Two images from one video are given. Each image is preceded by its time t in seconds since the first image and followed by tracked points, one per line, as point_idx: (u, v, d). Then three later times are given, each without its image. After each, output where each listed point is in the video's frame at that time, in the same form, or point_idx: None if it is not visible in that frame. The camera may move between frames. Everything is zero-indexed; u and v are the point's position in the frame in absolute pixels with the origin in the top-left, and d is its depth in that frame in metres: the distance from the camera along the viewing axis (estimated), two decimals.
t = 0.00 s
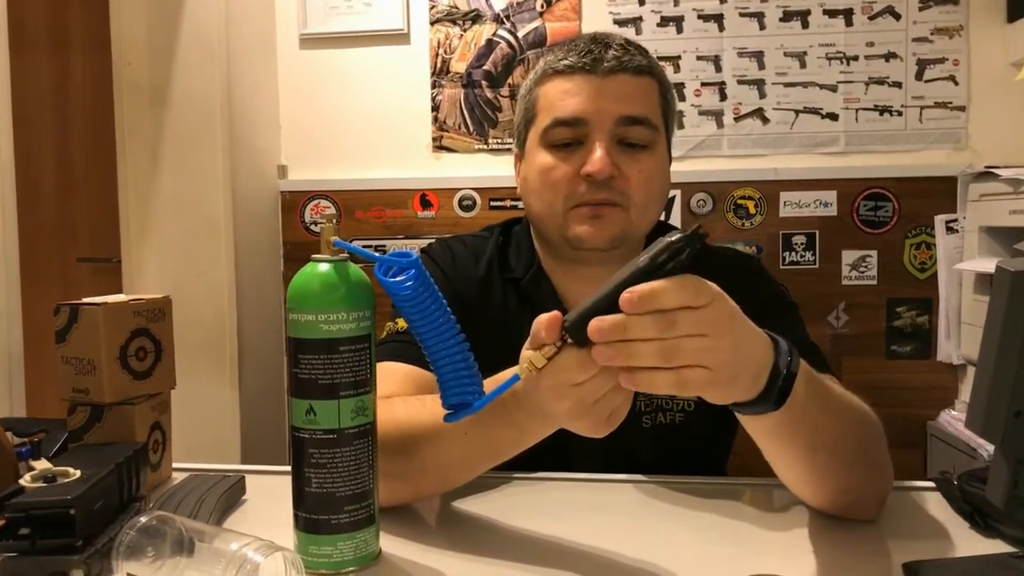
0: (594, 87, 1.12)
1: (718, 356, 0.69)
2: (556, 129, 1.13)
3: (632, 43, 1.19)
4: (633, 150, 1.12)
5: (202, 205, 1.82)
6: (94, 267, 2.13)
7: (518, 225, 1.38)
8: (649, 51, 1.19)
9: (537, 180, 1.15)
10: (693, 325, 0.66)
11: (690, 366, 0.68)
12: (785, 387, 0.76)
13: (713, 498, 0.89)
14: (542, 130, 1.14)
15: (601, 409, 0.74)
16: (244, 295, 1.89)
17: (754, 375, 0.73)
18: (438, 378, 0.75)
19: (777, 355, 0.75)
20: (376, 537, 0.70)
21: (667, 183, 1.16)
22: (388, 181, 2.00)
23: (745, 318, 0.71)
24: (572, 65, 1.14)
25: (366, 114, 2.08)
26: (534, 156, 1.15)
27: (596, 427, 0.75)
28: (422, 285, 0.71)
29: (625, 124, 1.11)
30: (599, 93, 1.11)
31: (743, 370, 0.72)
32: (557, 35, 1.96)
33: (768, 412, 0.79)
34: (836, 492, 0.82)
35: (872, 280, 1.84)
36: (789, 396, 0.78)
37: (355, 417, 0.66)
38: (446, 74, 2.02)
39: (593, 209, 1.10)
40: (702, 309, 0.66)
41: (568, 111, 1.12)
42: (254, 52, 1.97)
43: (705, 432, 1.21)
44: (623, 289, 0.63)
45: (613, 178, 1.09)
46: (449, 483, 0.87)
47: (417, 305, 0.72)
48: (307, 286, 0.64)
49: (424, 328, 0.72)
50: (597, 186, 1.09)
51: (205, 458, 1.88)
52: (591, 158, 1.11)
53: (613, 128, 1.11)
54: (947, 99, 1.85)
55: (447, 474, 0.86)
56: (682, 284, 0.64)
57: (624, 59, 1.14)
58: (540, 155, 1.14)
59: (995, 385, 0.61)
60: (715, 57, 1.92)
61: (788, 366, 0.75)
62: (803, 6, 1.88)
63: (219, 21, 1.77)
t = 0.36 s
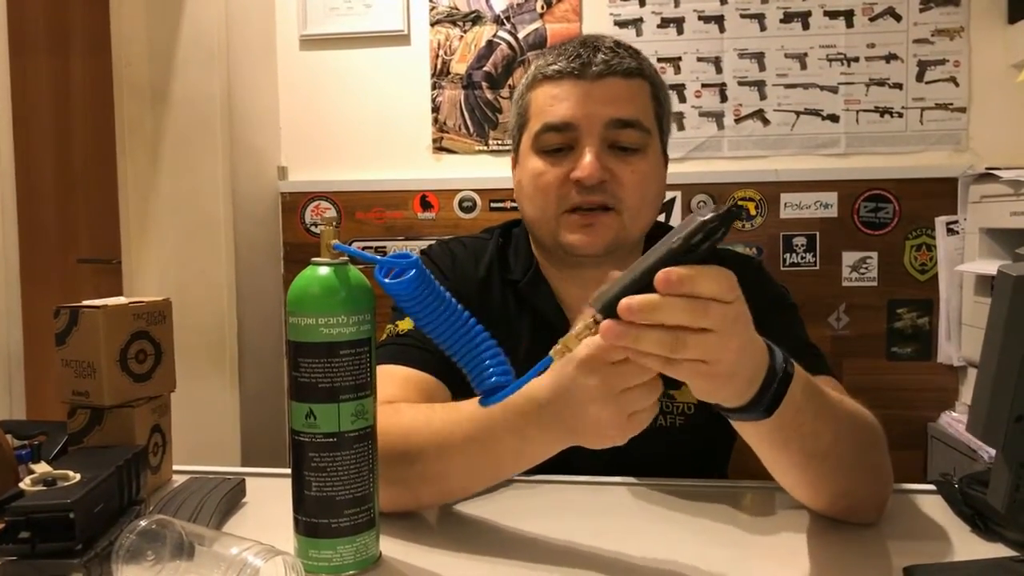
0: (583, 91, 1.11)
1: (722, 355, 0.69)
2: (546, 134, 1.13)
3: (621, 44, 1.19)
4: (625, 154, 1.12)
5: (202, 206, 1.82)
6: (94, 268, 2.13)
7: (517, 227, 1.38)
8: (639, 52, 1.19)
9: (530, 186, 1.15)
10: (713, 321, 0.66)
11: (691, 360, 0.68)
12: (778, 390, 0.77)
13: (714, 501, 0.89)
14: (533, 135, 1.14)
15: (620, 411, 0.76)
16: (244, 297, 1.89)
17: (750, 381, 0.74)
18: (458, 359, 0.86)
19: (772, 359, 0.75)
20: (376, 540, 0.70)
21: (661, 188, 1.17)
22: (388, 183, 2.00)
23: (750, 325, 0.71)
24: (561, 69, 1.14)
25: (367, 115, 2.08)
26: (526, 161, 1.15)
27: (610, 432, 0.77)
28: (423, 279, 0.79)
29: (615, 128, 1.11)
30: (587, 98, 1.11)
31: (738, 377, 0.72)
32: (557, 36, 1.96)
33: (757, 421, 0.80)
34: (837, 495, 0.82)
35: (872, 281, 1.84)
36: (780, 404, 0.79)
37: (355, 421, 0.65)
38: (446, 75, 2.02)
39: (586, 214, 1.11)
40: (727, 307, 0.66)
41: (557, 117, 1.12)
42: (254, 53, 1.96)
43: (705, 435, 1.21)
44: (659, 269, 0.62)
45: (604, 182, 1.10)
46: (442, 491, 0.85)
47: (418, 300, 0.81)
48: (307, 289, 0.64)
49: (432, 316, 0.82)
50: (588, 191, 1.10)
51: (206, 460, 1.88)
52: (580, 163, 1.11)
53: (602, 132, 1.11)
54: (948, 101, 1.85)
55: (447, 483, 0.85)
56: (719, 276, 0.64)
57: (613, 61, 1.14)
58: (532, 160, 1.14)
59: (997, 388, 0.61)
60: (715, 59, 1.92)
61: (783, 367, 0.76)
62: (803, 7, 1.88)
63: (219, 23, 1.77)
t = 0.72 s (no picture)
0: (587, 96, 1.12)
1: (741, 348, 0.69)
2: (550, 139, 1.13)
3: (625, 48, 1.18)
4: (629, 158, 1.12)
5: (204, 205, 1.82)
6: (96, 268, 2.13)
7: (519, 228, 1.38)
8: (643, 55, 1.19)
9: (533, 189, 1.16)
10: (739, 310, 0.66)
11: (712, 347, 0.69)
12: (787, 385, 0.76)
13: (716, 501, 0.89)
14: (536, 139, 1.15)
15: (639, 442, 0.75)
16: (246, 296, 1.89)
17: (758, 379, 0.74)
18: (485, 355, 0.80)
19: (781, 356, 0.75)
20: (379, 539, 0.70)
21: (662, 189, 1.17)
22: (389, 183, 2.00)
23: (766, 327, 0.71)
24: (565, 73, 1.14)
25: (368, 115, 2.08)
26: (529, 164, 1.16)
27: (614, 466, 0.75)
28: (428, 277, 0.74)
29: (619, 133, 1.12)
30: (592, 103, 1.11)
31: (746, 375, 0.72)
32: (558, 36, 1.96)
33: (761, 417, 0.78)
34: (838, 494, 0.82)
35: (873, 281, 1.84)
36: (787, 401, 0.78)
37: (358, 421, 0.66)
38: (447, 75, 2.02)
39: (590, 217, 1.11)
40: (754, 297, 0.67)
41: (562, 121, 1.12)
42: (256, 53, 1.97)
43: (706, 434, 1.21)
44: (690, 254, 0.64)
45: (608, 188, 1.10)
46: (441, 491, 0.85)
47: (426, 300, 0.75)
48: (310, 289, 0.64)
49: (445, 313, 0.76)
50: (592, 197, 1.11)
51: (207, 459, 1.88)
52: (585, 168, 1.12)
53: (607, 137, 1.12)
54: (949, 101, 1.85)
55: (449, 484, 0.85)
56: (749, 264, 0.65)
57: (617, 66, 1.14)
58: (535, 164, 1.15)
59: (999, 387, 0.61)
60: (716, 59, 1.92)
61: (792, 363, 0.75)
62: (805, 8, 1.88)
63: (221, 23, 1.77)
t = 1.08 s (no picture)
0: (606, 110, 1.11)
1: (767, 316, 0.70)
2: (566, 149, 1.13)
3: (647, 59, 1.17)
4: (643, 173, 1.12)
5: (205, 206, 1.82)
6: (96, 269, 2.14)
7: (519, 229, 1.38)
8: (663, 67, 1.17)
9: (545, 196, 1.16)
10: (769, 277, 0.67)
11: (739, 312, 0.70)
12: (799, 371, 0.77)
13: (715, 503, 0.90)
14: (551, 147, 1.15)
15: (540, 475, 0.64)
16: (246, 298, 1.89)
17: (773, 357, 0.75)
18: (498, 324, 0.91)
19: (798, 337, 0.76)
20: (378, 542, 0.71)
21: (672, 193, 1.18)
22: (389, 184, 2.01)
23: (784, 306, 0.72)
24: (584, 83, 1.13)
25: (367, 117, 2.08)
26: (543, 170, 1.16)
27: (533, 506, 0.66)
28: (425, 277, 0.81)
29: (636, 148, 1.11)
30: (611, 117, 1.10)
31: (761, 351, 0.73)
32: (558, 38, 1.96)
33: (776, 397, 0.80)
34: (839, 497, 0.83)
35: (872, 283, 1.84)
36: (800, 382, 0.79)
37: (357, 424, 0.66)
38: (446, 77, 2.03)
39: (603, 231, 1.13)
40: (786, 265, 0.68)
41: (579, 132, 1.12)
42: (256, 55, 1.97)
43: (706, 435, 1.21)
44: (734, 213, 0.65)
45: (623, 204, 1.11)
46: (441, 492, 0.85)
47: (429, 293, 0.82)
48: (311, 293, 0.64)
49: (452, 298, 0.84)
50: (607, 210, 1.11)
51: (208, 460, 1.89)
52: (602, 180, 1.12)
53: (624, 150, 1.11)
54: (948, 103, 1.85)
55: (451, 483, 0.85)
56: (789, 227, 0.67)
57: (638, 80, 1.12)
58: (549, 171, 1.15)
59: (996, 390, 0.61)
60: (716, 61, 1.92)
61: (807, 347, 0.76)
62: (804, 10, 1.88)
63: (221, 25, 1.78)
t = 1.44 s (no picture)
0: (611, 116, 1.11)
1: (743, 340, 0.70)
2: (569, 153, 1.14)
3: (652, 67, 1.17)
4: (646, 178, 1.12)
5: (205, 208, 1.83)
6: (97, 270, 2.14)
7: (519, 232, 1.39)
8: (667, 74, 1.17)
9: (547, 200, 1.17)
10: (732, 302, 0.67)
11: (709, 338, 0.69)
12: (786, 388, 0.78)
13: (713, 505, 0.90)
14: (555, 151, 1.15)
15: (574, 394, 0.72)
16: (246, 299, 1.90)
17: (761, 377, 0.75)
18: (494, 325, 0.92)
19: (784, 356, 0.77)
20: (377, 544, 0.71)
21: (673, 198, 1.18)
22: (389, 186, 2.01)
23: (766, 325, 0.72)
24: (589, 89, 1.13)
25: (367, 118, 2.09)
26: (546, 174, 1.16)
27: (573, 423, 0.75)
28: (424, 282, 0.81)
29: (640, 154, 1.12)
30: (615, 123, 1.11)
31: (743, 373, 0.73)
32: (558, 40, 1.97)
33: (763, 416, 0.80)
34: (835, 501, 0.83)
35: (872, 284, 1.85)
36: (785, 403, 0.80)
37: (356, 426, 0.66)
38: (446, 79, 2.03)
39: (603, 238, 1.13)
40: (749, 290, 0.67)
41: (583, 137, 1.12)
42: (256, 57, 1.98)
43: (705, 437, 1.21)
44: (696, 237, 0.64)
45: (625, 210, 1.11)
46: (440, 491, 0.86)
47: (426, 299, 0.83)
48: (309, 297, 0.64)
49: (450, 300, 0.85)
50: (608, 216, 1.12)
51: (208, 461, 1.89)
52: (604, 188, 1.12)
53: (627, 157, 1.11)
54: (947, 105, 1.86)
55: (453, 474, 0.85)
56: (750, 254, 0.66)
57: (643, 87, 1.12)
58: (552, 175, 1.15)
59: (992, 394, 0.61)
60: (715, 63, 1.93)
61: (796, 363, 0.77)
62: (803, 12, 1.88)
63: (221, 28, 1.78)
